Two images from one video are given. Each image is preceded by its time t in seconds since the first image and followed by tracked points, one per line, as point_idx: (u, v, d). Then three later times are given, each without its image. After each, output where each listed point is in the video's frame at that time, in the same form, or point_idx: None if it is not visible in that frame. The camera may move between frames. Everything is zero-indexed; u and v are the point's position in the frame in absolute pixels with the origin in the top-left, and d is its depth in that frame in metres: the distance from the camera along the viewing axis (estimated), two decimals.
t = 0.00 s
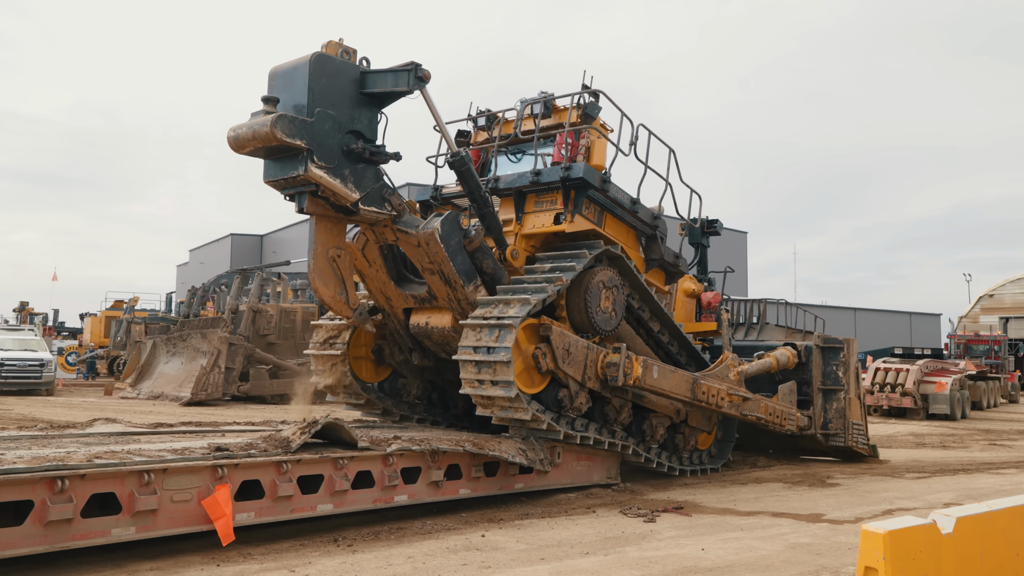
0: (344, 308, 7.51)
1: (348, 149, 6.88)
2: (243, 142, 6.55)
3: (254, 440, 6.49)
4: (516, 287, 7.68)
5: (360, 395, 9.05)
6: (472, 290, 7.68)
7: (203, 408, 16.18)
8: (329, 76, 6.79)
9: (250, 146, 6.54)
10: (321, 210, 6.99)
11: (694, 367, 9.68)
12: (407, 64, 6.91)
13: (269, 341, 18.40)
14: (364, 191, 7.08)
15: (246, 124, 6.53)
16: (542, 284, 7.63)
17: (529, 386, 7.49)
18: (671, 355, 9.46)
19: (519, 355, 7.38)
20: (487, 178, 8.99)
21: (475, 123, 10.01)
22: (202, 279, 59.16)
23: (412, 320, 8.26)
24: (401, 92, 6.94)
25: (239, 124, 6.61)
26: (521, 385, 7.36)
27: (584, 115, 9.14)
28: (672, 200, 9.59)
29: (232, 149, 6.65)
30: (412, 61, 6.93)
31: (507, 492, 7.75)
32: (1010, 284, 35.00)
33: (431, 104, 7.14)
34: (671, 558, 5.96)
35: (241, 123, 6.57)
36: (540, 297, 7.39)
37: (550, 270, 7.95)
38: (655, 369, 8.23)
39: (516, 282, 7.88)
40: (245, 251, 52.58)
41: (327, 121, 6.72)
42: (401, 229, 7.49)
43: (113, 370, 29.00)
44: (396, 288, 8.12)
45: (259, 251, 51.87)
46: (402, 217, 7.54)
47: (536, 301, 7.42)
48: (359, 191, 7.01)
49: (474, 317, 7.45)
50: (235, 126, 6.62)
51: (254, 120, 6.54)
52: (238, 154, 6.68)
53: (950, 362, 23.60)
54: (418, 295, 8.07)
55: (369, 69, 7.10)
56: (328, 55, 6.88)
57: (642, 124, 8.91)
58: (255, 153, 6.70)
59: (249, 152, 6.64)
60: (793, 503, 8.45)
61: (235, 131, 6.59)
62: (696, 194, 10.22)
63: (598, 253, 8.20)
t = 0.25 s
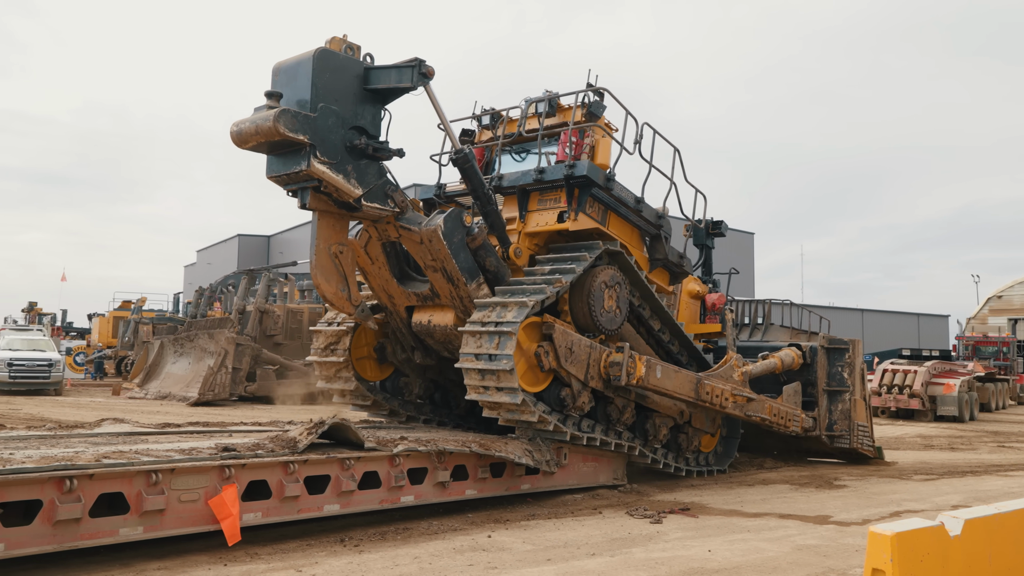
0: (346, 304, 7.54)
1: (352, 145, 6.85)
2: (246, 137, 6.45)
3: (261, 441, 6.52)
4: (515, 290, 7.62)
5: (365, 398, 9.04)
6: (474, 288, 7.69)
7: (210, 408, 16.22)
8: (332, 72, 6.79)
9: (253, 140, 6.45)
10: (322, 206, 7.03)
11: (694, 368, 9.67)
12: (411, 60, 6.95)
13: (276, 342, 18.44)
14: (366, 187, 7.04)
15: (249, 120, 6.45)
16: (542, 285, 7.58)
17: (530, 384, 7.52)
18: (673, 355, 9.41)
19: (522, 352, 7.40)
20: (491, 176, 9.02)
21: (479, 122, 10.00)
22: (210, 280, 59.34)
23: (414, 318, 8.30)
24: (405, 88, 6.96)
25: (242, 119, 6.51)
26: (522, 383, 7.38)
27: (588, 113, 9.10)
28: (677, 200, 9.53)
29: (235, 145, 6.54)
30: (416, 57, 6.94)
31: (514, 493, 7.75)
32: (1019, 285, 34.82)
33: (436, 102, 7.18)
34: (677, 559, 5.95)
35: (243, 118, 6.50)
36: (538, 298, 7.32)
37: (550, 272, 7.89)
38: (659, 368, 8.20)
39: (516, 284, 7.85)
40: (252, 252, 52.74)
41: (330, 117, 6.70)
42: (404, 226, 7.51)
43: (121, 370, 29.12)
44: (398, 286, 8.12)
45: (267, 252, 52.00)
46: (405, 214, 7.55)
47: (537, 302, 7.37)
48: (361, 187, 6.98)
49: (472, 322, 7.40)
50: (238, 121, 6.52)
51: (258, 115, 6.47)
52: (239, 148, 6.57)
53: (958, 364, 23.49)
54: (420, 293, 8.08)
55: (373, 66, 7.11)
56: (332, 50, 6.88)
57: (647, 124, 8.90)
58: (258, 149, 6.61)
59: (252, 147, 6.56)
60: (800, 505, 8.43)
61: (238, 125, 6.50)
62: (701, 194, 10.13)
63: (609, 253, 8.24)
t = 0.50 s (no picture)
0: (348, 303, 7.33)
1: (354, 142, 6.89)
2: (248, 134, 6.52)
3: (268, 440, 6.55)
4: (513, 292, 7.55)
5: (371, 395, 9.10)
6: (477, 287, 7.64)
7: (218, 408, 16.29)
8: (335, 69, 6.80)
9: (255, 137, 6.53)
10: (325, 203, 6.98)
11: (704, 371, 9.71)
12: (415, 57, 6.94)
13: (284, 342, 18.50)
14: (369, 184, 7.06)
15: (252, 116, 6.52)
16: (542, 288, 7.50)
17: (532, 383, 7.45)
18: (676, 352, 9.37)
19: (525, 351, 7.35)
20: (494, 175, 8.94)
21: (483, 121, 9.94)
22: (218, 280, 59.57)
23: (417, 317, 8.27)
24: (408, 85, 6.96)
25: (245, 115, 6.57)
26: (525, 381, 7.33)
27: (593, 112, 9.06)
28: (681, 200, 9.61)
29: (237, 141, 6.61)
30: (419, 54, 6.94)
31: (520, 494, 7.76)
32: None
33: (439, 100, 7.11)
34: (683, 561, 5.95)
35: (246, 114, 6.55)
36: (534, 302, 7.25)
37: (550, 275, 7.83)
38: (662, 368, 8.14)
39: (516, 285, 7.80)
40: (261, 252, 52.93)
41: (333, 113, 6.72)
42: (407, 223, 7.47)
43: (129, 370, 29.27)
44: (401, 285, 8.13)
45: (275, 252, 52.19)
46: (408, 211, 7.51)
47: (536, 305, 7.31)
48: (364, 184, 6.99)
49: (470, 329, 7.34)
50: (240, 118, 6.58)
51: (260, 111, 6.54)
52: (242, 145, 6.64)
53: (967, 366, 23.37)
54: (423, 292, 8.04)
55: (376, 63, 7.12)
56: (335, 47, 6.88)
57: (651, 122, 8.99)
58: (261, 145, 6.69)
59: (254, 143, 6.63)
60: (807, 507, 8.41)
61: (240, 122, 6.55)
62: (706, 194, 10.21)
63: (609, 251, 8.15)
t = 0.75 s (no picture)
0: (349, 301, 7.32)
1: (356, 140, 6.83)
2: (250, 130, 6.47)
3: (274, 441, 6.58)
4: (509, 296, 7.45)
5: (376, 398, 9.13)
6: (478, 286, 7.63)
7: (224, 408, 16.37)
8: (338, 66, 6.75)
9: (257, 134, 6.48)
10: (326, 201, 6.87)
11: (705, 371, 9.69)
12: (418, 55, 6.83)
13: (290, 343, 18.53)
14: (371, 182, 7.01)
15: (254, 113, 6.48)
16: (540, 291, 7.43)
17: (533, 382, 7.38)
18: (677, 352, 9.33)
19: (526, 353, 7.26)
20: (496, 174, 8.90)
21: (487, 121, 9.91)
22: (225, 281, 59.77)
23: (419, 316, 8.27)
24: (411, 83, 6.87)
25: (247, 112, 6.55)
26: (527, 382, 7.26)
27: (597, 112, 9.04)
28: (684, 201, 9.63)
29: (239, 138, 6.59)
30: (422, 52, 6.83)
31: (525, 496, 7.77)
32: None
33: (442, 99, 7.05)
34: (688, 564, 5.95)
35: (248, 111, 6.53)
36: (530, 306, 7.18)
37: (547, 276, 7.78)
38: (665, 369, 8.04)
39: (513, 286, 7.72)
40: (268, 253, 53.10)
41: (335, 111, 6.67)
42: (409, 222, 7.44)
43: (137, 370, 29.42)
44: (402, 284, 8.10)
45: (282, 253, 52.34)
46: (410, 211, 7.49)
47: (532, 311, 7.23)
48: (366, 182, 6.93)
49: (469, 338, 7.26)
50: (243, 115, 6.56)
51: (262, 108, 6.50)
52: (245, 141, 6.62)
53: (974, 370, 23.29)
54: (424, 291, 8.03)
55: (380, 61, 7.07)
56: (338, 44, 6.84)
57: (654, 121, 8.96)
58: (263, 142, 6.66)
59: (256, 140, 6.59)
60: (813, 511, 8.40)
61: (242, 119, 6.54)
62: (709, 193, 10.18)
63: (609, 251, 8.13)
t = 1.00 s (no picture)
0: (352, 300, 7.32)
1: (359, 139, 6.78)
2: (253, 129, 6.45)
3: (283, 444, 6.63)
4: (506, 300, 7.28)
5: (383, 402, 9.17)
6: (482, 285, 7.56)
7: (232, 411, 16.45)
8: (341, 65, 6.72)
9: (260, 133, 6.45)
10: (329, 199, 6.80)
11: (706, 371, 9.66)
12: (421, 54, 6.82)
13: (298, 346, 18.56)
14: (374, 181, 6.95)
15: (257, 112, 6.44)
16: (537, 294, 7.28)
17: (535, 382, 7.24)
18: (680, 350, 9.25)
19: (529, 353, 7.18)
20: (500, 174, 8.89)
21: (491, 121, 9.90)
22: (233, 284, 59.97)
23: (422, 316, 8.20)
24: (414, 82, 6.85)
25: (250, 112, 6.53)
26: (531, 382, 7.18)
27: (601, 111, 9.02)
28: (689, 200, 9.44)
29: (243, 137, 6.57)
30: (425, 50, 6.82)
31: (533, 498, 7.80)
32: None
33: (445, 97, 7.06)
34: (696, 566, 5.96)
35: (252, 110, 6.49)
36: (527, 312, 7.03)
37: (545, 278, 7.58)
38: (668, 369, 7.99)
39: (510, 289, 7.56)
40: (275, 256, 53.28)
41: (338, 109, 6.63)
42: (412, 221, 7.36)
43: (145, 373, 29.57)
44: (406, 284, 8.02)
45: (289, 256, 52.50)
46: (413, 210, 7.40)
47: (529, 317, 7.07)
48: (369, 181, 6.88)
49: (470, 347, 7.16)
50: (246, 114, 6.54)
51: (265, 107, 6.46)
52: (248, 141, 6.60)
53: (983, 371, 23.21)
54: (428, 291, 7.96)
55: (383, 60, 7.04)
56: (341, 43, 6.81)
57: (658, 120, 8.85)
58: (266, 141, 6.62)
59: (259, 139, 6.55)
60: (821, 513, 8.39)
61: (246, 118, 6.52)
62: (715, 194, 10.01)
63: (618, 249, 8.14)
